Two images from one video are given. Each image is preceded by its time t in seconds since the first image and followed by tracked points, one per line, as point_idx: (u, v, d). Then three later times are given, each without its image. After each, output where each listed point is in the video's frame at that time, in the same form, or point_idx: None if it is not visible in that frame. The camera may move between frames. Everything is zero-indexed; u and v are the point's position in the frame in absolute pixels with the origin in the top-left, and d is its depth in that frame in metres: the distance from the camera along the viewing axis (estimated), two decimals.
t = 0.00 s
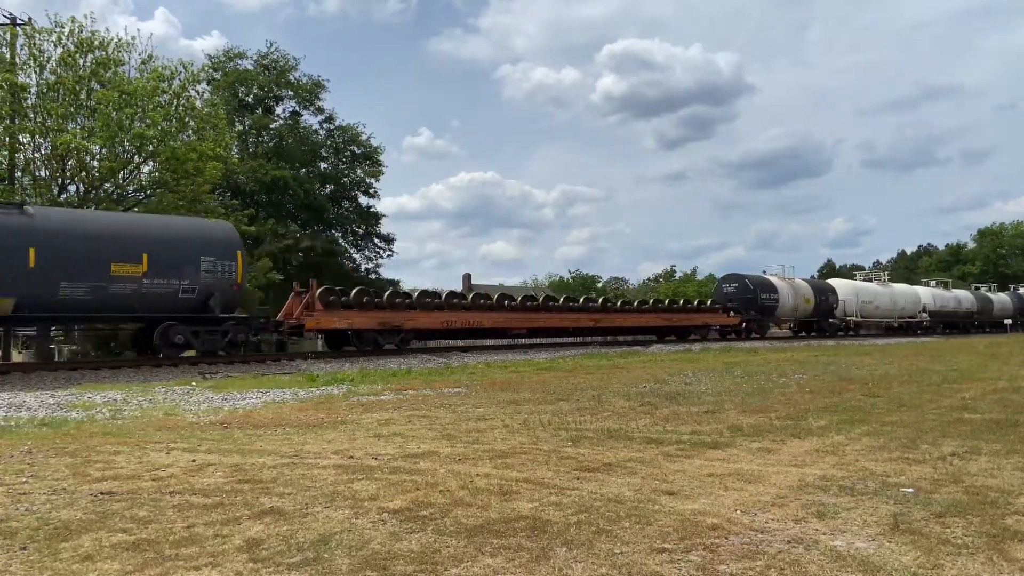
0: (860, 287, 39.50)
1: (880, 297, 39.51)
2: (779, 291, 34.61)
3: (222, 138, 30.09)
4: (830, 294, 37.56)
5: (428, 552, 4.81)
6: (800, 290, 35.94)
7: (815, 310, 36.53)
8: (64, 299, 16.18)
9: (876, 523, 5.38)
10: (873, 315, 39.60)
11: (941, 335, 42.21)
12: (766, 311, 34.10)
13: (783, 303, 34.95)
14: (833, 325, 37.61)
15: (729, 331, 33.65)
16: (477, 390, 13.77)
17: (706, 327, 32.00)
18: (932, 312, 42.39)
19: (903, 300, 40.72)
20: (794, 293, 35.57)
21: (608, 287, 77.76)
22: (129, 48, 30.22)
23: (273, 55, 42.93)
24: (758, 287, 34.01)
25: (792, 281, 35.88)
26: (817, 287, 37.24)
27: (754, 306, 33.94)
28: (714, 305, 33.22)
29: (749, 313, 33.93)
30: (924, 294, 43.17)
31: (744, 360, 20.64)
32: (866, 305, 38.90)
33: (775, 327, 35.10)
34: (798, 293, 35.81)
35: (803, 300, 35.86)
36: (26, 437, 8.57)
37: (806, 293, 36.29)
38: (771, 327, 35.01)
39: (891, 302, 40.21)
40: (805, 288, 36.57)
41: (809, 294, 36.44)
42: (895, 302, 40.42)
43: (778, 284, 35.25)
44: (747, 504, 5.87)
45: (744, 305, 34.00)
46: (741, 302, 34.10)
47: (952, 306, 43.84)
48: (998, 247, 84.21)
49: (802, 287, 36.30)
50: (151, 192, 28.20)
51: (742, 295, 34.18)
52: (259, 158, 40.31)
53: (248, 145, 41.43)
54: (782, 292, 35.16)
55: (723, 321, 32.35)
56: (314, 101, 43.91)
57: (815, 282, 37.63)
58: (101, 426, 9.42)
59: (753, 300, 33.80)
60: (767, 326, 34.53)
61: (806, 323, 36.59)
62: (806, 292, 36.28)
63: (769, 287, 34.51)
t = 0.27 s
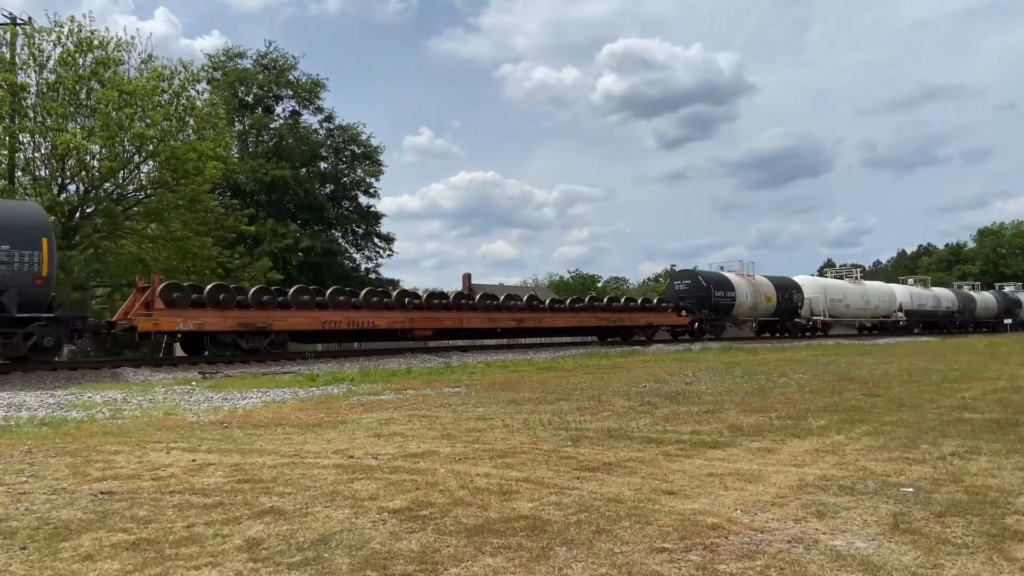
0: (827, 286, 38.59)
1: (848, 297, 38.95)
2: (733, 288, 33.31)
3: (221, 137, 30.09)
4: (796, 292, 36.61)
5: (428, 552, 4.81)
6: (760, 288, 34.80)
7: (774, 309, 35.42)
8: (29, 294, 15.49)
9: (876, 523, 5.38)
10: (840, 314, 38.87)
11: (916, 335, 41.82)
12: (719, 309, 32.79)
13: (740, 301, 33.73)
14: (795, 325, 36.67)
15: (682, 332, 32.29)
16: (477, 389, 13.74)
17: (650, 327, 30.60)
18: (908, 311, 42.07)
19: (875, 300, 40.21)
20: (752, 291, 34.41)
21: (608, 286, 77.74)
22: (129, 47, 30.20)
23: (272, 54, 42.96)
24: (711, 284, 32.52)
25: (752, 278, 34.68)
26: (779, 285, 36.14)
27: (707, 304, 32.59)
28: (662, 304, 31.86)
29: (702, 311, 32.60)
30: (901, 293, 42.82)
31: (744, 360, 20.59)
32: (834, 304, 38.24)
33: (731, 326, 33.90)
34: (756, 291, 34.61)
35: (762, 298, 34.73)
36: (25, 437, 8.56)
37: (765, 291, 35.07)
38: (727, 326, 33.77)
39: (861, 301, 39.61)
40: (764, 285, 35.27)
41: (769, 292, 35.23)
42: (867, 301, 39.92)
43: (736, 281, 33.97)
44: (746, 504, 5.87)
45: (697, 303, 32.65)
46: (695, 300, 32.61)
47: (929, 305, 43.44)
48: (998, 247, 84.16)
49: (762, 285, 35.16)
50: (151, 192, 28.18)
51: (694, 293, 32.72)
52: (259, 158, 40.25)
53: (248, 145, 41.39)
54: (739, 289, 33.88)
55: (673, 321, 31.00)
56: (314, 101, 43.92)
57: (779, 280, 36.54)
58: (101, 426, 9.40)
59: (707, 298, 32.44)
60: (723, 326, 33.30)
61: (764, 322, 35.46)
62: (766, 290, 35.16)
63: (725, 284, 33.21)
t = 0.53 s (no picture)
0: (789, 283, 37.13)
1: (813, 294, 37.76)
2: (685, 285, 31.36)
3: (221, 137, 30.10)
4: (756, 288, 35.20)
5: (428, 551, 4.81)
6: (714, 286, 32.91)
7: (729, 307, 33.61)
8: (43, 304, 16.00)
9: (876, 522, 5.38)
10: (804, 312, 37.63)
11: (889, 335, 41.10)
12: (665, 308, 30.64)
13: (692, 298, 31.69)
14: (753, 326, 34.98)
15: (625, 332, 30.10)
16: (477, 389, 13.71)
17: (584, 327, 28.40)
18: (881, 309, 41.40)
19: (842, 297, 39.35)
20: (705, 288, 32.46)
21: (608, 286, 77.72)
22: (128, 47, 30.20)
23: (272, 54, 42.96)
24: (656, 280, 30.42)
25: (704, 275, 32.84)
26: (735, 282, 34.42)
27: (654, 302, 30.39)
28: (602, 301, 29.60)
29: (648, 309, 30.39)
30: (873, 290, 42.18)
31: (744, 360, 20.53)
32: (796, 303, 36.95)
33: (684, 326, 31.69)
34: (708, 288, 32.67)
35: (716, 296, 32.80)
36: (25, 437, 8.55)
37: (719, 289, 33.16)
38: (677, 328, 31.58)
39: (826, 298, 38.58)
40: (717, 283, 33.37)
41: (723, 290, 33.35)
42: (833, 298, 39.02)
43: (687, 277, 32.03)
44: (746, 504, 5.87)
45: (642, 301, 30.47)
46: (638, 299, 30.60)
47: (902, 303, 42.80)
48: (998, 246, 84.11)
49: (716, 282, 33.34)
50: (151, 192, 28.19)
51: (638, 289, 30.72)
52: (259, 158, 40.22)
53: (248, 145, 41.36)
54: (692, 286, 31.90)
55: (611, 320, 28.64)
56: (313, 100, 43.94)
57: (735, 277, 35.01)
58: (101, 426, 9.39)
59: (654, 295, 30.26)
60: (673, 327, 31.19)
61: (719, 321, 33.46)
62: (721, 288, 33.31)
63: (675, 281, 31.18)
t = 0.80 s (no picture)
0: (747, 281, 35.07)
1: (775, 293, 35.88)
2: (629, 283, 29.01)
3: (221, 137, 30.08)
4: (710, 287, 32.94)
5: (429, 551, 4.81)
6: (659, 283, 30.59)
7: (678, 306, 31.24)
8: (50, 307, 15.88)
9: (876, 522, 5.38)
10: (762, 311, 35.63)
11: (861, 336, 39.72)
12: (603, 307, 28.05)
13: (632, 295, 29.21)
14: (706, 326, 32.71)
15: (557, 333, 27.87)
16: (477, 389, 13.68)
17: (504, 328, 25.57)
18: (853, 308, 40.12)
19: (808, 296, 37.72)
20: (649, 285, 30.11)
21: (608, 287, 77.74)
22: (128, 46, 30.17)
23: (271, 53, 42.94)
24: (591, 276, 27.73)
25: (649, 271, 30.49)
26: (687, 279, 32.02)
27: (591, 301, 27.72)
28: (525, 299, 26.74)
29: (584, 308, 27.72)
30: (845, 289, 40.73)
31: (744, 359, 20.48)
32: (754, 302, 34.94)
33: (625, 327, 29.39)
34: (652, 285, 30.31)
35: (661, 293, 30.46)
36: (24, 436, 8.55)
37: (666, 286, 30.87)
38: (616, 329, 29.18)
39: (789, 296, 36.68)
40: (665, 280, 31.10)
41: (671, 287, 31.04)
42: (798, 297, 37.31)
43: (630, 273, 29.67)
44: (746, 504, 5.87)
45: (577, 299, 27.78)
46: (572, 296, 27.81)
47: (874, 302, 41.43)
48: (998, 246, 84.11)
49: (665, 279, 31.05)
50: (151, 191, 28.18)
51: (573, 286, 27.84)
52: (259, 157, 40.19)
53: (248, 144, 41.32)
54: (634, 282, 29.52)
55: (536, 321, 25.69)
56: (313, 100, 43.94)
57: (688, 274, 32.63)
58: (101, 426, 9.37)
59: (591, 293, 27.61)
60: (611, 328, 28.69)
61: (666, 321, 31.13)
62: (669, 285, 31.03)
63: (616, 278, 28.70)
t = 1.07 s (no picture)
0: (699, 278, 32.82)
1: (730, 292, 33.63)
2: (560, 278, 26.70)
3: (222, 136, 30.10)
4: (655, 284, 30.85)
5: (429, 551, 4.81)
6: (595, 280, 28.43)
7: (617, 303, 29.20)
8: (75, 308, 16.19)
9: (876, 522, 5.38)
10: (716, 310, 33.48)
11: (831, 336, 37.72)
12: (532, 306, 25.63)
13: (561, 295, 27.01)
14: (651, 325, 30.95)
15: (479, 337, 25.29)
16: (477, 389, 13.66)
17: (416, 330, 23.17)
18: (820, 307, 38.21)
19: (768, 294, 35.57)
20: (583, 282, 27.91)
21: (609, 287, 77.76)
22: (128, 46, 30.17)
23: (271, 53, 42.90)
24: (513, 271, 25.19)
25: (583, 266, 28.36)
26: (625, 276, 29.85)
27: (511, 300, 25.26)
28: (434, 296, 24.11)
29: (503, 307, 25.23)
30: (812, 288, 38.60)
31: (745, 360, 20.43)
32: (706, 300, 32.70)
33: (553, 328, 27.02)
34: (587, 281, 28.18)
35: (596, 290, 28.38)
36: (24, 436, 8.54)
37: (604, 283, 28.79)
38: (543, 328, 26.81)
39: (745, 294, 34.53)
40: (602, 276, 28.95)
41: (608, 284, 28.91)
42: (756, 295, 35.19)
43: (561, 270, 27.46)
44: (746, 503, 5.87)
45: (497, 298, 25.27)
46: (491, 294, 25.29)
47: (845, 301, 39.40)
48: (998, 246, 84.11)
49: (601, 275, 28.96)
50: (151, 191, 28.18)
51: (494, 283, 25.33)
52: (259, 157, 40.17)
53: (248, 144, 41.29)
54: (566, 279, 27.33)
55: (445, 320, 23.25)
56: (313, 99, 43.93)
57: (627, 270, 30.48)
58: (101, 426, 9.36)
59: (513, 291, 25.09)
60: (536, 329, 26.23)
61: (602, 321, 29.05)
62: (605, 281, 28.90)
63: (544, 275, 26.32)
